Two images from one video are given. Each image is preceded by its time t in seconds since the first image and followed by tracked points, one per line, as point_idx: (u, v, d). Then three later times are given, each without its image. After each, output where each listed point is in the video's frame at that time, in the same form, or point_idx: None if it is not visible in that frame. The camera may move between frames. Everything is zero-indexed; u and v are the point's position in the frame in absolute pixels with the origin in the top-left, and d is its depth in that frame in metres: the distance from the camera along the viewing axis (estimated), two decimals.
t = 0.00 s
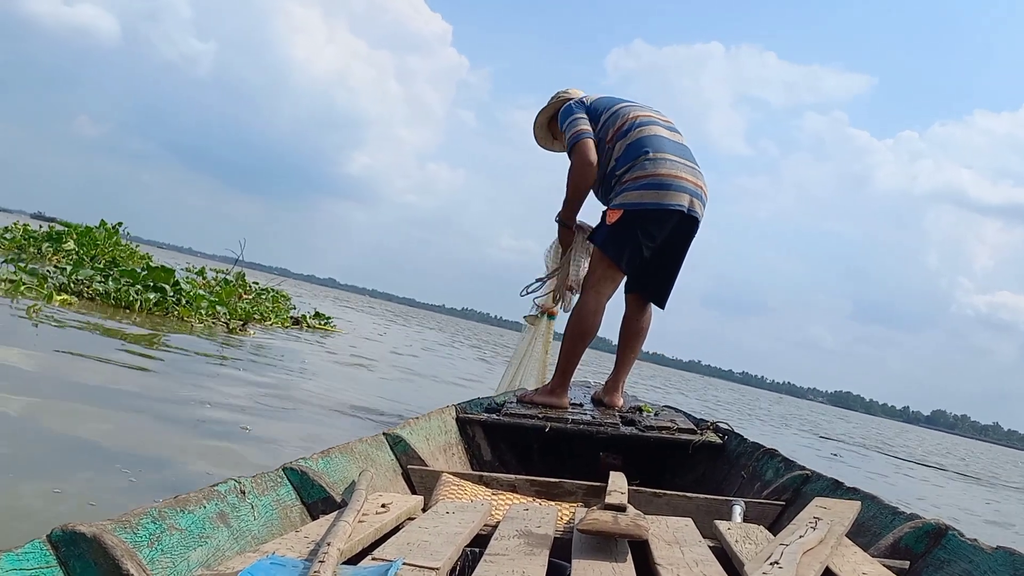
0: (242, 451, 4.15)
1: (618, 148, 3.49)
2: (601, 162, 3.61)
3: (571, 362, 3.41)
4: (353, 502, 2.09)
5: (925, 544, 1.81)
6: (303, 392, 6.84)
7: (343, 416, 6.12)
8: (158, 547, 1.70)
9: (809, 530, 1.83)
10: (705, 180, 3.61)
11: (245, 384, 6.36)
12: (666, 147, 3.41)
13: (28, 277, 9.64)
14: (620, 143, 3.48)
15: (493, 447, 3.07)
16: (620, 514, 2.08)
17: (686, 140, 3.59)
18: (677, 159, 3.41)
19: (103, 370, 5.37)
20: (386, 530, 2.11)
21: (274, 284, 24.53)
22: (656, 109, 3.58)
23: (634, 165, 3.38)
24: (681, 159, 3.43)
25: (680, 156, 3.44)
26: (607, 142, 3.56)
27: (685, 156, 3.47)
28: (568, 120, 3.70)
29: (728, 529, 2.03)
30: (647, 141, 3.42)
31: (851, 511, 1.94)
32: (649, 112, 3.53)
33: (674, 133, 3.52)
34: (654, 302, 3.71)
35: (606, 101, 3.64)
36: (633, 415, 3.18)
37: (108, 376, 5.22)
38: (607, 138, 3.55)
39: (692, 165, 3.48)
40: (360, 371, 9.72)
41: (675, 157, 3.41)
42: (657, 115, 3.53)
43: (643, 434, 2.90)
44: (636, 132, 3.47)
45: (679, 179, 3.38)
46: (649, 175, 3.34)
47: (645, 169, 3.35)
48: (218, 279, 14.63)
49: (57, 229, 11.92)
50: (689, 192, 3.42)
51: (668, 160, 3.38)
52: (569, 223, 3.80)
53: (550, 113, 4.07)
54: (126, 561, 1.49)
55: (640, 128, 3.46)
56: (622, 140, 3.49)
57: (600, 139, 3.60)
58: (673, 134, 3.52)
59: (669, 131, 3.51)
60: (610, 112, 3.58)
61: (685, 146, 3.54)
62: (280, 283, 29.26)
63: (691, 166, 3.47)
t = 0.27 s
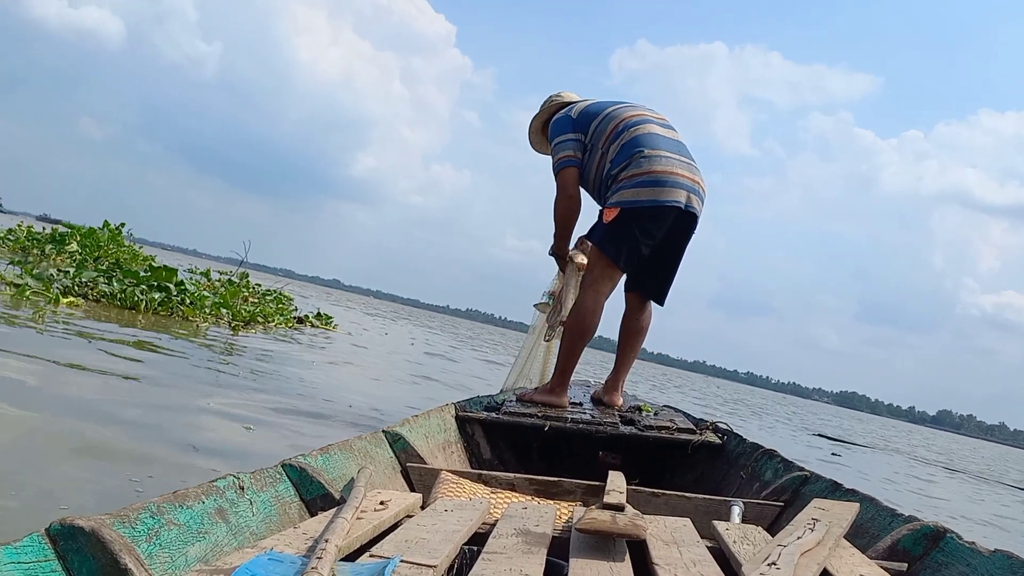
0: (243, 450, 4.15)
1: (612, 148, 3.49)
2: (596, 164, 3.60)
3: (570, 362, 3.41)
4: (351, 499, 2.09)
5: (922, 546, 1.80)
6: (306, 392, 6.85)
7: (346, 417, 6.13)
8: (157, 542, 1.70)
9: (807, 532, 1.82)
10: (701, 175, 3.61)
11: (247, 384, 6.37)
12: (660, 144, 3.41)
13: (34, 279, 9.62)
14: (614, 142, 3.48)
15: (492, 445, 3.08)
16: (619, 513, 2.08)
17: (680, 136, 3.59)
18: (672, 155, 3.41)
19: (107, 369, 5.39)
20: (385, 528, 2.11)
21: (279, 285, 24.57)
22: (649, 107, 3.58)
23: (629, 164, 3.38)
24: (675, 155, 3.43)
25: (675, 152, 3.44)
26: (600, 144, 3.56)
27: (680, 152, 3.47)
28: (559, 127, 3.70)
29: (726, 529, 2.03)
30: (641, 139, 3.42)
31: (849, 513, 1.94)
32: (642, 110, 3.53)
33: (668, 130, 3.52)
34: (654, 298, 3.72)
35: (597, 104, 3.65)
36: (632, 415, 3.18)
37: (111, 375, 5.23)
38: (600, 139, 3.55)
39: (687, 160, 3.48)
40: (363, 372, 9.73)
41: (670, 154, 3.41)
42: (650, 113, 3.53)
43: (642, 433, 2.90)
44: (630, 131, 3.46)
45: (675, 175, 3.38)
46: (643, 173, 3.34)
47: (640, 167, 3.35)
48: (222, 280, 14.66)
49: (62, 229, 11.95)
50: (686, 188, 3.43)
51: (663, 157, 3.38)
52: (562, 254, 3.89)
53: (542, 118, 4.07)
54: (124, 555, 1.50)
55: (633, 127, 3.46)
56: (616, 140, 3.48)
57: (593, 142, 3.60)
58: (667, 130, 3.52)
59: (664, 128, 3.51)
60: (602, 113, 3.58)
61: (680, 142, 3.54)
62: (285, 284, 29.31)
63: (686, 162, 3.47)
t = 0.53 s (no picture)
0: (246, 453, 4.16)
1: (612, 150, 3.50)
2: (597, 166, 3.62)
3: (571, 361, 3.41)
4: (353, 501, 2.09)
5: (925, 541, 1.80)
6: (310, 395, 6.86)
7: (349, 419, 6.14)
8: (159, 547, 1.71)
9: (810, 527, 1.82)
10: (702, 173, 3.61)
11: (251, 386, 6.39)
12: (659, 143, 3.41)
13: (41, 280, 9.63)
14: (614, 144, 3.49)
15: (493, 446, 3.08)
16: (621, 512, 2.07)
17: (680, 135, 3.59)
18: (671, 154, 3.41)
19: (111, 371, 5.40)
20: (387, 529, 2.12)
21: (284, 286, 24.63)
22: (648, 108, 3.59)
23: (628, 164, 3.38)
24: (675, 154, 3.43)
25: (675, 151, 3.44)
26: (601, 147, 3.57)
27: (679, 151, 3.47)
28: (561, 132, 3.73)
29: (728, 527, 2.03)
30: (640, 139, 3.42)
31: (851, 508, 1.94)
32: (640, 111, 3.54)
33: (667, 129, 3.53)
34: (654, 296, 3.72)
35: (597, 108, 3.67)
36: (633, 413, 3.18)
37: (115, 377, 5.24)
38: (600, 142, 3.57)
39: (687, 159, 3.48)
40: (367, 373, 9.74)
41: (668, 153, 3.41)
42: (649, 113, 3.54)
43: (644, 432, 2.90)
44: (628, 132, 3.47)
45: (674, 173, 3.38)
46: (642, 172, 3.34)
47: (638, 167, 3.35)
48: (226, 281, 14.70)
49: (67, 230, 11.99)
50: (686, 186, 3.42)
51: (662, 156, 3.38)
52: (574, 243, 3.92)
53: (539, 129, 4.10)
54: (127, 561, 1.50)
55: (631, 127, 3.47)
56: (615, 141, 3.49)
57: (594, 145, 3.62)
58: (667, 130, 3.52)
59: (663, 128, 3.52)
60: (602, 116, 3.60)
61: (680, 142, 3.54)
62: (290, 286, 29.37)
63: (686, 160, 3.47)
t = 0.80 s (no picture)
0: (248, 452, 4.18)
1: (615, 150, 3.51)
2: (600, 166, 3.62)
3: (570, 359, 3.42)
4: (353, 501, 2.10)
5: (924, 536, 1.80)
6: (314, 394, 6.88)
7: (352, 418, 6.15)
8: (159, 549, 1.72)
9: (809, 524, 1.82)
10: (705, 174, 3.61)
11: (254, 386, 6.41)
12: (662, 143, 3.41)
13: (52, 279, 9.71)
14: (616, 145, 3.50)
15: (492, 444, 3.09)
16: (621, 510, 2.07)
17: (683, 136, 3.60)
18: (674, 154, 3.41)
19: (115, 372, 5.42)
20: (387, 529, 2.13)
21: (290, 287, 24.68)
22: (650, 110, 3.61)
23: (631, 165, 3.39)
24: (677, 154, 3.43)
25: (677, 151, 3.45)
26: (604, 147, 3.58)
27: (682, 151, 3.47)
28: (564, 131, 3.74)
29: (728, 524, 2.03)
30: (642, 140, 3.43)
31: (851, 504, 1.94)
32: (642, 112, 3.54)
33: (670, 130, 3.53)
34: (654, 295, 3.72)
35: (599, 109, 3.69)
36: (632, 411, 3.18)
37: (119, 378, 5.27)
38: (604, 142, 3.58)
39: (690, 159, 3.48)
40: (371, 373, 9.76)
41: (671, 153, 3.41)
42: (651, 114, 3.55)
43: (643, 429, 2.90)
44: (631, 133, 3.48)
45: (677, 173, 3.38)
46: (645, 172, 3.34)
47: (641, 167, 3.36)
48: (232, 282, 14.76)
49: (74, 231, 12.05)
50: (689, 185, 3.42)
51: (664, 156, 3.38)
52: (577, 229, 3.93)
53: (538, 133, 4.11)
54: (127, 564, 1.51)
55: (634, 128, 3.48)
56: (618, 142, 3.50)
57: (597, 146, 3.63)
58: (669, 131, 3.53)
59: (666, 129, 3.52)
60: (605, 117, 3.62)
61: (682, 142, 3.54)
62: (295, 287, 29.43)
63: (688, 161, 3.47)
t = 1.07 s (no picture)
0: (249, 450, 4.18)
1: (613, 150, 3.51)
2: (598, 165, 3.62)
3: (568, 358, 3.41)
4: (349, 498, 2.10)
5: (920, 543, 1.79)
6: (316, 394, 6.89)
7: (355, 418, 6.16)
8: (155, 540, 1.72)
9: (806, 528, 1.82)
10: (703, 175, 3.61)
11: (256, 386, 6.42)
12: (661, 143, 3.42)
13: (57, 280, 9.76)
14: (615, 145, 3.51)
15: (490, 443, 3.08)
16: (617, 510, 2.06)
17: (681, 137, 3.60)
18: (673, 154, 3.41)
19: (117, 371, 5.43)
20: (383, 526, 2.12)
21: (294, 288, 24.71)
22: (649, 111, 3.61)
23: (630, 164, 3.38)
24: (676, 154, 3.44)
25: (676, 152, 3.45)
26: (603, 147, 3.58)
27: (681, 152, 3.47)
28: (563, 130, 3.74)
29: (724, 526, 2.03)
30: (641, 140, 3.43)
31: (847, 509, 1.93)
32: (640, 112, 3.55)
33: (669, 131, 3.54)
34: (652, 295, 3.71)
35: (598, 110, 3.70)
36: (630, 412, 3.18)
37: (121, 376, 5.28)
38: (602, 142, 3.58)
39: (688, 160, 3.49)
40: (374, 374, 9.77)
41: (670, 153, 3.41)
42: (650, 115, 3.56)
43: (641, 431, 2.90)
44: (630, 132, 3.49)
45: (676, 173, 3.38)
46: (644, 172, 3.34)
47: (640, 166, 3.36)
48: (236, 282, 14.79)
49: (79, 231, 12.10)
50: (688, 185, 3.42)
51: (663, 156, 3.38)
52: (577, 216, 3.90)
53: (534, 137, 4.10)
54: (122, 554, 1.50)
55: (633, 128, 3.48)
56: (617, 142, 3.51)
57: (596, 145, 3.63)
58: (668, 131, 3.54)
59: (664, 130, 3.53)
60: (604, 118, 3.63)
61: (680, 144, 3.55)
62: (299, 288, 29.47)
63: (687, 161, 3.48)
